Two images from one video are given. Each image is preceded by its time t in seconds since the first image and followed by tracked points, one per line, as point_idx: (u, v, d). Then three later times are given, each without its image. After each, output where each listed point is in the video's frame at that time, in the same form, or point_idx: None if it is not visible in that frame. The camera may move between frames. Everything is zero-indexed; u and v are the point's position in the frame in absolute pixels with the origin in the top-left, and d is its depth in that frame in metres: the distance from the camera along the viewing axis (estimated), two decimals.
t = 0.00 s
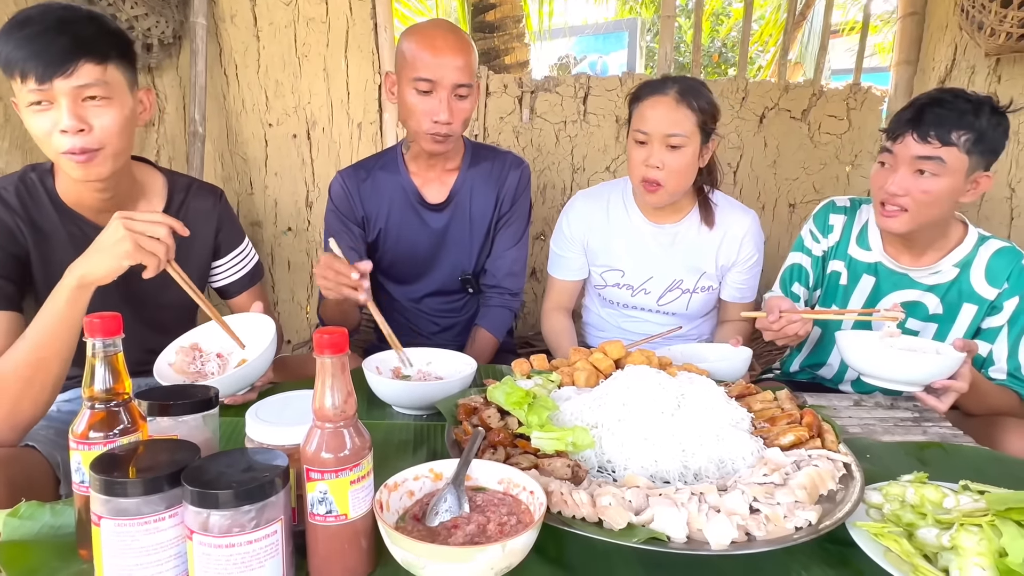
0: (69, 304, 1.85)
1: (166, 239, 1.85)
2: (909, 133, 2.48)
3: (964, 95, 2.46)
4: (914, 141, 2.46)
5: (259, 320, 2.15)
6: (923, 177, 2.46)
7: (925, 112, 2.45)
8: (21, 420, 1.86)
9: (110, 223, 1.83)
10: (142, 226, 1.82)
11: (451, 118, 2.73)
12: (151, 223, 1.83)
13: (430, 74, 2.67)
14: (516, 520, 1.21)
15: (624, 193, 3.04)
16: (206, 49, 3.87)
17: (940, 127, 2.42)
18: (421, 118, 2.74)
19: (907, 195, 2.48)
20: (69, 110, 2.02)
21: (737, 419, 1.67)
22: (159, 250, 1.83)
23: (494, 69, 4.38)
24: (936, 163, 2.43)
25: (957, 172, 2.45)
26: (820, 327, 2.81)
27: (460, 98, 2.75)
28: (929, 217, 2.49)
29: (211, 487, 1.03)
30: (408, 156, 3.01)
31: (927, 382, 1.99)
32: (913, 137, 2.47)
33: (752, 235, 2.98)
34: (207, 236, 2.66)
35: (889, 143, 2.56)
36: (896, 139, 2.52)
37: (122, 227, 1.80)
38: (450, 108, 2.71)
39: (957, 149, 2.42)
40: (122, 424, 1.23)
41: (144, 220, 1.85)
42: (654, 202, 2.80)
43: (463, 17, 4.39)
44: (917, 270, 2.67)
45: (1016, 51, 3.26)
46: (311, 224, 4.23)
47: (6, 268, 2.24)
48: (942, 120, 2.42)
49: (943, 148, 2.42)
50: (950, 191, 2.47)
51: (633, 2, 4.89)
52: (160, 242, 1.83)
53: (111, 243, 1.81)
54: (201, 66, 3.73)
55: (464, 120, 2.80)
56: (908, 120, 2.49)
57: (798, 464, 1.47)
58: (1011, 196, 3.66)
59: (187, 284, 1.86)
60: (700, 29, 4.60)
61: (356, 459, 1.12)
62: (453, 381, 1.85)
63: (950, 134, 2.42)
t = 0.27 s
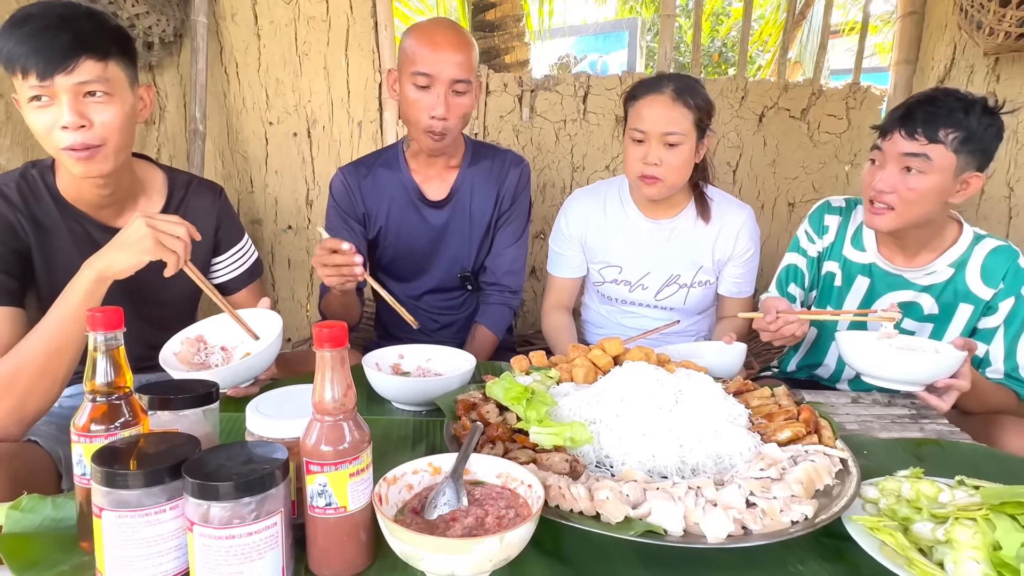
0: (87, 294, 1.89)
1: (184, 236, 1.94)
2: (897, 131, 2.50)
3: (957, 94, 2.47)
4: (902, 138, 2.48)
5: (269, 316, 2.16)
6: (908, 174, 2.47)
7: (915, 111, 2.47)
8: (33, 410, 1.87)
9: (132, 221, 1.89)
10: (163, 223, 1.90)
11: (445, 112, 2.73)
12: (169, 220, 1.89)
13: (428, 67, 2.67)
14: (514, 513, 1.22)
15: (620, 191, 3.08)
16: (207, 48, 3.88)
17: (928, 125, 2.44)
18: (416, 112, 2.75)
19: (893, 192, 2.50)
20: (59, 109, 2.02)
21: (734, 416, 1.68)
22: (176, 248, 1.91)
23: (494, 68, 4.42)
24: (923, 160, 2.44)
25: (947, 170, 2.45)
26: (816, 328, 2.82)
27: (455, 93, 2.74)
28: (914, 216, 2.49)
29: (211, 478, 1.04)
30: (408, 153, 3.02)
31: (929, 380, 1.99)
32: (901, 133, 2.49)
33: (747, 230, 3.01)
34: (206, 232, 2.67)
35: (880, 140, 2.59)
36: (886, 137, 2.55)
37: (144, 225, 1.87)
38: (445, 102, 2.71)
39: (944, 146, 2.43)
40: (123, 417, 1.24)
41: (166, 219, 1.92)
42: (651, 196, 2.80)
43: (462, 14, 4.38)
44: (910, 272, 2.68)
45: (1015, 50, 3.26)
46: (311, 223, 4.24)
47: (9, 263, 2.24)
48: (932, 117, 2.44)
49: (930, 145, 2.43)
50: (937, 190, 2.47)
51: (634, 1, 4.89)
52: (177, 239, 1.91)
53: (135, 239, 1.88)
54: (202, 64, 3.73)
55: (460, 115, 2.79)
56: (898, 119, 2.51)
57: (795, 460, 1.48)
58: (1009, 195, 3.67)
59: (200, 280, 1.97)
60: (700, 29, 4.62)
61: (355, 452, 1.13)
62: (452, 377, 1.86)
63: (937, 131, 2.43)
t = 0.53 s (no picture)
0: (76, 289, 1.91)
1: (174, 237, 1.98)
2: (889, 131, 2.53)
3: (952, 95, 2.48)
4: (894, 140, 2.51)
5: (273, 315, 2.18)
6: (900, 176, 2.49)
7: (907, 113, 2.49)
8: (33, 408, 1.88)
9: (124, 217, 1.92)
10: (157, 222, 1.94)
11: (449, 113, 2.73)
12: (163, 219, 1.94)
13: (431, 68, 2.68)
14: (515, 511, 1.23)
15: (620, 189, 3.10)
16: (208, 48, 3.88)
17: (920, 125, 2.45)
18: (417, 112, 2.76)
19: (886, 193, 2.52)
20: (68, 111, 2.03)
21: (734, 415, 1.69)
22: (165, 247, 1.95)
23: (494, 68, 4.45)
24: (914, 161, 2.46)
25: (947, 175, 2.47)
26: (814, 331, 2.83)
27: (460, 95, 2.76)
28: (905, 218, 2.51)
29: (214, 476, 1.05)
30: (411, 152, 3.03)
31: (931, 381, 1.99)
32: (892, 135, 2.52)
33: (746, 227, 3.03)
34: (208, 231, 2.69)
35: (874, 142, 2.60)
36: (879, 137, 2.57)
37: (139, 222, 1.91)
38: (448, 103, 2.71)
39: (935, 147, 2.44)
40: (127, 415, 1.25)
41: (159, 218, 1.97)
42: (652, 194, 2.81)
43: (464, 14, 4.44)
44: (908, 275, 2.68)
45: (1015, 52, 3.27)
46: (312, 222, 4.25)
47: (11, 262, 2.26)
48: (925, 118, 2.45)
49: (920, 147, 2.45)
50: (929, 191, 2.48)
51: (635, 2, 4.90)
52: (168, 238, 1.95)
53: (127, 234, 1.90)
54: (203, 64, 3.74)
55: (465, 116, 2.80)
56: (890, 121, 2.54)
57: (794, 459, 1.49)
58: (1009, 196, 3.68)
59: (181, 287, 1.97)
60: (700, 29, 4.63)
61: (358, 450, 1.14)
62: (453, 376, 1.87)
63: (928, 132, 2.45)
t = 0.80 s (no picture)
0: (69, 285, 1.91)
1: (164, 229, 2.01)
2: (884, 130, 2.56)
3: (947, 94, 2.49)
4: (889, 137, 2.53)
5: (275, 313, 2.18)
6: (895, 173, 2.51)
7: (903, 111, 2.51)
8: (27, 405, 1.90)
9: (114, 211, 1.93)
10: (148, 217, 1.97)
11: (461, 112, 2.75)
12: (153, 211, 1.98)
13: (444, 68, 2.68)
14: (513, 507, 1.24)
15: (621, 188, 3.12)
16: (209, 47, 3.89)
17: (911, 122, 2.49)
18: (432, 111, 2.75)
19: (881, 191, 2.53)
20: (90, 119, 2.09)
21: (732, 412, 1.70)
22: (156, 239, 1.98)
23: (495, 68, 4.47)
24: (908, 159, 2.48)
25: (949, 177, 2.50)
26: (814, 330, 2.84)
27: (472, 95, 2.77)
28: (900, 214, 2.52)
29: (216, 470, 1.06)
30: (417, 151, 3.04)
31: (926, 382, 2.01)
32: (887, 133, 2.55)
33: (745, 225, 3.04)
34: (208, 229, 2.70)
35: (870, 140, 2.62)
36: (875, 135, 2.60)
37: (130, 215, 1.93)
38: (461, 103, 2.73)
39: (928, 145, 2.46)
40: (129, 411, 1.26)
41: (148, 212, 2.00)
42: (653, 193, 2.83)
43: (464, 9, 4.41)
44: (907, 273, 2.69)
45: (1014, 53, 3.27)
46: (313, 221, 4.26)
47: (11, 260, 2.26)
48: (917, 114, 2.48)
49: (914, 144, 2.47)
50: (923, 188, 2.48)
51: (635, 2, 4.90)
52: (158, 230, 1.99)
53: (118, 228, 1.92)
54: (204, 63, 3.75)
55: (476, 115, 2.82)
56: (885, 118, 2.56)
57: (791, 456, 1.50)
58: (1007, 196, 3.69)
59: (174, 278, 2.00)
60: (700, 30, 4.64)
61: (358, 445, 1.15)
62: (453, 373, 1.88)
63: (921, 130, 2.47)
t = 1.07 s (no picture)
0: (73, 281, 1.92)
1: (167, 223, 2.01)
2: (880, 129, 2.57)
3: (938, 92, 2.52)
4: (884, 135, 2.55)
5: (279, 313, 2.19)
6: (893, 170, 2.51)
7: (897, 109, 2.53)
8: (29, 400, 1.90)
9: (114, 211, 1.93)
10: (148, 212, 1.97)
11: (479, 121, 2.66)
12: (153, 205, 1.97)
13: (462, 76, 2.59)
14: (509, 504, 1.25)
15: (619, 187, 3.13)
16: (209, 47, 3.90)
17: (905, 120, 2.51)
18: (445, 119, 2.68)
19: (877, 188, 2.55)
20: (102, 118, 2.12)
21: (728, 411, 1.71)
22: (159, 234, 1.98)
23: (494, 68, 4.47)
24: (902, 155, 2.49)
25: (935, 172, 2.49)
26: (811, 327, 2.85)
27: (490, 104, 2.68)
28: (896, 211, 2.53)
29: (212, 466, 1.06)
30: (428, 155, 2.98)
31: (919, 380, 2.02)
32: (883, 130, 2.56)
33: (743, 225, 3.05)
34: (208, 228, 2.70)
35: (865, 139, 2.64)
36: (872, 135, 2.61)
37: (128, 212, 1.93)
38: (479, 112, 2.64)
39: (923, 142, 2.48)
40: (126, 407, 1.26)
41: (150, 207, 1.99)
42: (654, 197, 2.87)
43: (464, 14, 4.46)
44: (904, 271, 2.70)
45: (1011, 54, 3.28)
46: (312, 221, 4.26)
47: (10, 258, 2.27)
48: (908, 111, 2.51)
49: (908, 140, 2.49)
50: (921, 185, 2.49)
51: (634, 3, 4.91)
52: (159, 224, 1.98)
53: (120, 224, 1.91)
54: (203, 63, 3.76)
55: (493, 124, 2.73)
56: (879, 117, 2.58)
57: (786, 454, 1.51)
58: (1004, 198, 3.70)
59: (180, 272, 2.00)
60: (698, 31, 4.65)
61: (354, 442, 1.16)
62: (450, 371, 1.89)
63: (916, 127, 2.49)
